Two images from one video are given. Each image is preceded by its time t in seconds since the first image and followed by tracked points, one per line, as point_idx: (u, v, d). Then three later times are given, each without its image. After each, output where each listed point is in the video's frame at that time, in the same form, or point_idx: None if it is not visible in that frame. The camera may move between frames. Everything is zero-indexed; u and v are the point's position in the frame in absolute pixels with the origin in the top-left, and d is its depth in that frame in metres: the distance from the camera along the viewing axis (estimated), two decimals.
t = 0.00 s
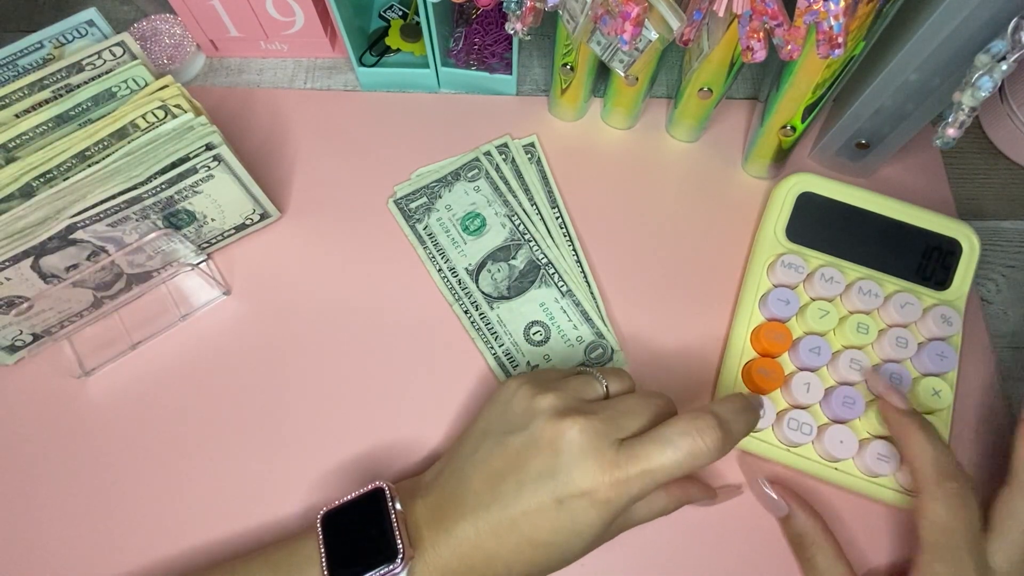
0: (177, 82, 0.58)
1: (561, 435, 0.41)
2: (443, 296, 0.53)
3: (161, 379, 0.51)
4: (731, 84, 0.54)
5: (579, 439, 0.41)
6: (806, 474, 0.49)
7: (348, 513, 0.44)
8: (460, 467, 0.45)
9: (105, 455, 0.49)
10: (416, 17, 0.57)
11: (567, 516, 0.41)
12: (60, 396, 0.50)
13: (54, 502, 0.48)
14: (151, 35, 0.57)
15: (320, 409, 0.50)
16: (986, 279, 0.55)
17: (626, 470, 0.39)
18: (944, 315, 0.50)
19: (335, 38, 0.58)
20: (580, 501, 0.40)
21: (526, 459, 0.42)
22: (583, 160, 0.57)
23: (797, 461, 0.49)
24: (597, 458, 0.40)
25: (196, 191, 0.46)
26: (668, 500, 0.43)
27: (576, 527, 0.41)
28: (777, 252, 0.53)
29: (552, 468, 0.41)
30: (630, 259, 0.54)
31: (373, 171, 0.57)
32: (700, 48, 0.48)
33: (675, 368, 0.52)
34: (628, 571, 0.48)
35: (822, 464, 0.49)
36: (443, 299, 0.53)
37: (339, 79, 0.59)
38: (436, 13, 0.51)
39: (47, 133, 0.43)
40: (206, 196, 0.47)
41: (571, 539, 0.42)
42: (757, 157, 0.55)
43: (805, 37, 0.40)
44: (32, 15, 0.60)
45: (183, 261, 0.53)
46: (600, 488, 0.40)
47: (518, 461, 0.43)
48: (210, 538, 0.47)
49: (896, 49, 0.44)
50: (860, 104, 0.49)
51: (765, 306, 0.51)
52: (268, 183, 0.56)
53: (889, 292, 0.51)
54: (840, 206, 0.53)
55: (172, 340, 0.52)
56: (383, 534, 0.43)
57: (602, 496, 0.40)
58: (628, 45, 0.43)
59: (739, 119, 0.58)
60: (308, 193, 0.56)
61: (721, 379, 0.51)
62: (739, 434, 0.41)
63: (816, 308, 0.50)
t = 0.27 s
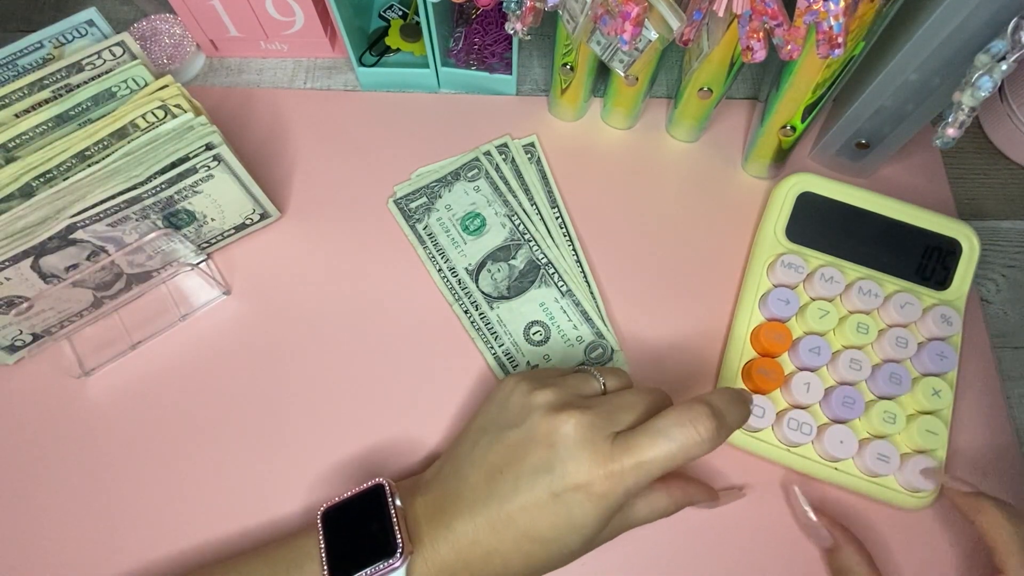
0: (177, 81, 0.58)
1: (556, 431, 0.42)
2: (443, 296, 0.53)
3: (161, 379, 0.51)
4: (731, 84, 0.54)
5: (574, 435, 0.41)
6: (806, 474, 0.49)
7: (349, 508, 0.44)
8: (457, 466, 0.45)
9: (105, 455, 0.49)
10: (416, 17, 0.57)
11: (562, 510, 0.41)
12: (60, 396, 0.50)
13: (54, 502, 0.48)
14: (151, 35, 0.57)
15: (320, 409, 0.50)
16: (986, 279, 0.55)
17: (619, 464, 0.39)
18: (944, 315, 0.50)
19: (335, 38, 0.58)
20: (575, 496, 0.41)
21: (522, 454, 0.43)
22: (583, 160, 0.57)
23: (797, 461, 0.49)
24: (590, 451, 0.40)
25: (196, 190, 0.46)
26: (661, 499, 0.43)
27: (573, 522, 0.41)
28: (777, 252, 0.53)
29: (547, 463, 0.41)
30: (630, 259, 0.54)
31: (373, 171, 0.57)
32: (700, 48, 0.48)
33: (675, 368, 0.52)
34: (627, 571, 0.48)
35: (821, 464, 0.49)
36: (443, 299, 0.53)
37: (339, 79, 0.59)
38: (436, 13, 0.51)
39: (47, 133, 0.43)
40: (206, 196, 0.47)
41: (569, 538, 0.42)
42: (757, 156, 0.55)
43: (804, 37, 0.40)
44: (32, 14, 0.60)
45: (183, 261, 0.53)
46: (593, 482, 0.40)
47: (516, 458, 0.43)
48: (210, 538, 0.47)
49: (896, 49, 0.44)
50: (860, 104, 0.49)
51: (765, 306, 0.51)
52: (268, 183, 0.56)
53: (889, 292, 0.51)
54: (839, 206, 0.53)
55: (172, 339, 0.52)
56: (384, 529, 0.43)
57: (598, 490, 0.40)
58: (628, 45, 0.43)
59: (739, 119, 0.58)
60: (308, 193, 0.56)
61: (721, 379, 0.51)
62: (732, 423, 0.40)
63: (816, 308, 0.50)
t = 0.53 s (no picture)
0: (177, 81, 0.58)
1: (511, 399, 0.41)
2: (444, 296, 0.53)
3: (161, 379, 0.51)
4: (730, 84, 0.54)
5: (527, 403, 0.41)
6: (807, 475, 0.49)
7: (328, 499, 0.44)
8: (426, 454, 0.45)
9: (105, 454, 0.49)
10: (416, 17, 0.57)
11: (526, 481, 0.40)
12: (60, 396, 0.50)
13: (54, 502, 0.48)
14: (151, 35, 0.57)
15: (320, 409, 0.50)
16: (986, 279, 0.55)
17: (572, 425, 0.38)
18: (944, 315, 0.50)
19: (335, 38, 0.58)
20: (537, 467, 0.40)
21: (484, 427, 0.42)
22: (583, 160, 0.57)
23: (797, 460, 0.49)
24: (543, 416, 0.39)
25: (195, 191, 0.46)
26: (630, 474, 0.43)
27: (545, 493, 0.40)
28: (777, 252, 0.53)
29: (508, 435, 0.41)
30: (629, 259, 0.54)
31: (374, 172, 0.57)
32: (700, 48, 0.48)
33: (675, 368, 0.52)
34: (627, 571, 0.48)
35: (821, 464, 0.49)
36: (443, 299, 0.53)
37: (339, 79, 0.59)
38: (436, 13, 0.51)
39: (47, 133, 0.43)
40: (206, 196, 0.47)
41: (543, 511, 0.42)
42: (757, 156, 0.55)
43: (804, 36, 0.40)
44: (32, 14, 0.60)
45: (183, 261, 0.53)
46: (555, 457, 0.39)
47: (478, 433, 0.43)
48: (210, 538, 0.47)
49: (896, 49, 0.44)
50: (860, 104, 0.49)
51: (765, 306, 0.51)
52: (268, 183, 0.56)
53: (889, 292, 0.51)
54: (839, 206, 0.53)
55: (172, 339, 0.52)
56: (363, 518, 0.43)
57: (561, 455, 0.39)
58: (628, 45, 0.43)
59: (739, 119, 0.58)
60: (308, 193, 0.56)
61: (721, 379, 0.51)
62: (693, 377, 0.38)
63: (816, 308, 0.50)
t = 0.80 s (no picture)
0: (177, 81, 0.58)
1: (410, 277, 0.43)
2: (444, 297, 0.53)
3: (162, 379, 0.51)
4: (730, 84, 0.54)
5: (432, 276, 0.42)
6: (808, 475, 0.49)
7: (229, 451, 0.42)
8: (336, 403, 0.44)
9: (105, 454, 0.49)
10: (416, 17, 0.57)
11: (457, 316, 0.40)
12: (59, 396, 0.50)
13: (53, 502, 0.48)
14: (151, 35, 0.57)
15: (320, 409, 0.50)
16: (986, 279, 0.55)
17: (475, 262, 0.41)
18: (944, 315, 0.50)
19: (335, 38, 0.58)
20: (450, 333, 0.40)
21: (392, 344, 0.42)
22: (583, 159, 0.57)
23: (798, 461, 0.49)
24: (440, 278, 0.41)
25: (196, 191, 0.46)
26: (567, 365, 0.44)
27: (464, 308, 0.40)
28: (777, 252, 0.53)
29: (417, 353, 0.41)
30: (629, 259, 0.54)
31: (374, 172, 0.57)
32: (700, 48, 0.48)
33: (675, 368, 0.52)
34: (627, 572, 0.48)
35: (822, 464, 0.49)
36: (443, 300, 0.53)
37: (339, 79, 0.59)
38: (436, 13, 0.51)
39: (47, 133, 0.43)
40: (206, 197, 0.47)
41: (471, 411, 0.42)
42: (757, 156, 0.55)
43: (805, 37, 0.40)
44: (32, 14, 0.60)
45: (183, 261, 0.53)
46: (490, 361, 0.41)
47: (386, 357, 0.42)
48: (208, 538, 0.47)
49: (896, 49, 0.44)
50: (860, 104, 0.49)
51: (765, 306, 0.51)
52: (268, 184, 0.56)
53: (889, 292, 0.51)
54: (840, 206, 0.53)
55: (172, 339, 0.52)
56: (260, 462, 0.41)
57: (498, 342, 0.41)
58: (628, 45, 0.43)
59: (739, 119, 0.58)
60: (308, 193, 0.56)
61: (722, 379, 0.51)
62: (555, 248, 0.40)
63: (816, 308, 0.50)
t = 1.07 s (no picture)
0: (177, 82, 0.58)
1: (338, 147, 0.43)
2: (443, 296, 0.53)
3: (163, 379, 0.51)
4: (730, 84, 0.54)
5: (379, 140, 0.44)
6: (808, 475, 0.49)
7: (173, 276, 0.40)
8: (192, 278, 0.39)
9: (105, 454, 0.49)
10: (416, 17, 0.57)
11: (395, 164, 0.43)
12: (59, 396, 0.50)
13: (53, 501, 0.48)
14: (152, 35, 0.57)
15: (320, 409, 0.50)
16: (986, 279, 0.55)
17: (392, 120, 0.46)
18: (944, 315, 0.50)
19: (335, 38, 0.58)
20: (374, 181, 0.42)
21: (328, 188, 0.41)
22: (582, 159, 0.57)
23: (797, 461, 0.49)
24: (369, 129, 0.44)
25: (196, 191, 0.46)
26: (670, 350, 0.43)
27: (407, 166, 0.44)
28: (777, 252, 0.53)
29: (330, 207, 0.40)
30: (628, 258, 0.54)
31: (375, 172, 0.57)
32: (700, 47, 0.48)
33: (674, 367, 0.52)
34: (627, 571, 0.48)
35: (822, 464, 0.49)
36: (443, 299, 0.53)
37: (339, 79, 0.59)
38: (436, 13, 0.51)
39: (47, 133, 0.43)
40: (206, 197, 0.47)
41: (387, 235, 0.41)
42: (757, 156, 0.55)
43: (805, 37, 0.40)
44: (32, 14, 0.60)
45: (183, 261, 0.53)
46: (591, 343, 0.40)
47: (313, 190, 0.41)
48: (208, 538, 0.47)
49: (897, 49, 0.44)
50: (859, 104, 0.49)
51: (765, 306, 0.51)
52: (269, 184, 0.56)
53: (889, 292, 0.51)
54: (839, 206, 0.53)
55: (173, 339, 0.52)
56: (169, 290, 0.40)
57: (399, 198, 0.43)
58: (628, 45, 0.43)
59: (739, 119, 0.58)
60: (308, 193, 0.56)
61: (722, 380, 0.51)
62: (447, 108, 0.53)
63: (816, 308, 0.50)
